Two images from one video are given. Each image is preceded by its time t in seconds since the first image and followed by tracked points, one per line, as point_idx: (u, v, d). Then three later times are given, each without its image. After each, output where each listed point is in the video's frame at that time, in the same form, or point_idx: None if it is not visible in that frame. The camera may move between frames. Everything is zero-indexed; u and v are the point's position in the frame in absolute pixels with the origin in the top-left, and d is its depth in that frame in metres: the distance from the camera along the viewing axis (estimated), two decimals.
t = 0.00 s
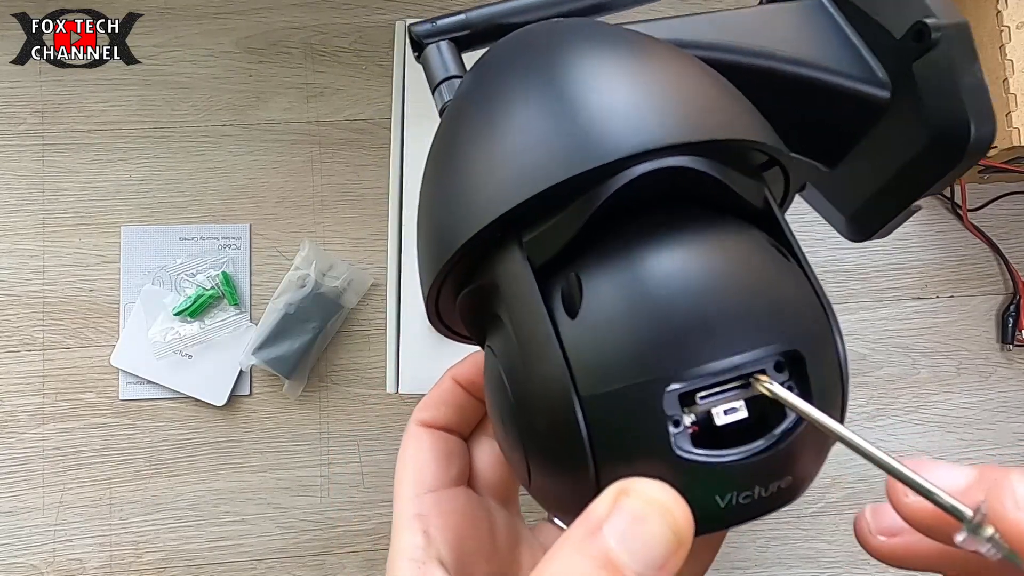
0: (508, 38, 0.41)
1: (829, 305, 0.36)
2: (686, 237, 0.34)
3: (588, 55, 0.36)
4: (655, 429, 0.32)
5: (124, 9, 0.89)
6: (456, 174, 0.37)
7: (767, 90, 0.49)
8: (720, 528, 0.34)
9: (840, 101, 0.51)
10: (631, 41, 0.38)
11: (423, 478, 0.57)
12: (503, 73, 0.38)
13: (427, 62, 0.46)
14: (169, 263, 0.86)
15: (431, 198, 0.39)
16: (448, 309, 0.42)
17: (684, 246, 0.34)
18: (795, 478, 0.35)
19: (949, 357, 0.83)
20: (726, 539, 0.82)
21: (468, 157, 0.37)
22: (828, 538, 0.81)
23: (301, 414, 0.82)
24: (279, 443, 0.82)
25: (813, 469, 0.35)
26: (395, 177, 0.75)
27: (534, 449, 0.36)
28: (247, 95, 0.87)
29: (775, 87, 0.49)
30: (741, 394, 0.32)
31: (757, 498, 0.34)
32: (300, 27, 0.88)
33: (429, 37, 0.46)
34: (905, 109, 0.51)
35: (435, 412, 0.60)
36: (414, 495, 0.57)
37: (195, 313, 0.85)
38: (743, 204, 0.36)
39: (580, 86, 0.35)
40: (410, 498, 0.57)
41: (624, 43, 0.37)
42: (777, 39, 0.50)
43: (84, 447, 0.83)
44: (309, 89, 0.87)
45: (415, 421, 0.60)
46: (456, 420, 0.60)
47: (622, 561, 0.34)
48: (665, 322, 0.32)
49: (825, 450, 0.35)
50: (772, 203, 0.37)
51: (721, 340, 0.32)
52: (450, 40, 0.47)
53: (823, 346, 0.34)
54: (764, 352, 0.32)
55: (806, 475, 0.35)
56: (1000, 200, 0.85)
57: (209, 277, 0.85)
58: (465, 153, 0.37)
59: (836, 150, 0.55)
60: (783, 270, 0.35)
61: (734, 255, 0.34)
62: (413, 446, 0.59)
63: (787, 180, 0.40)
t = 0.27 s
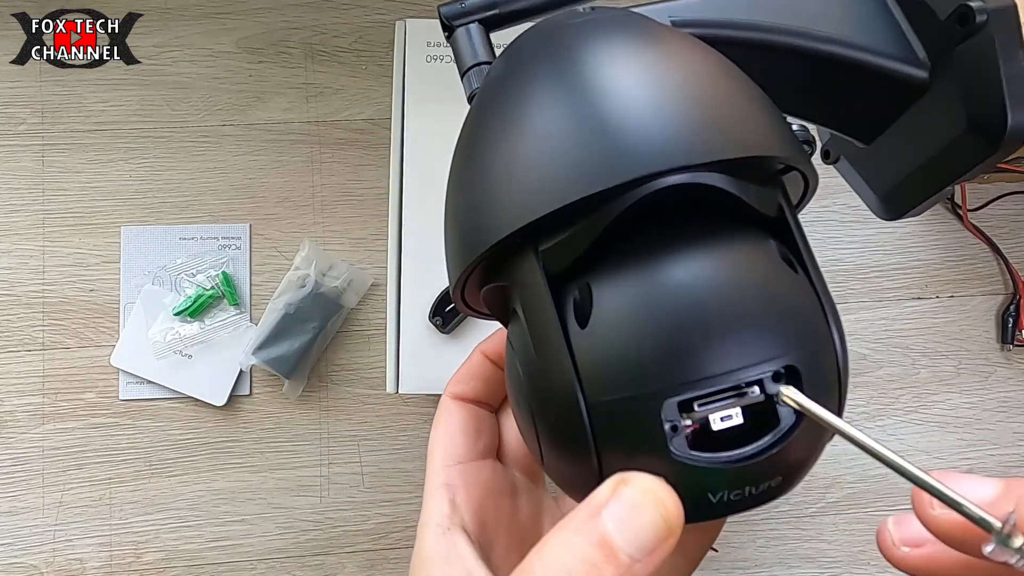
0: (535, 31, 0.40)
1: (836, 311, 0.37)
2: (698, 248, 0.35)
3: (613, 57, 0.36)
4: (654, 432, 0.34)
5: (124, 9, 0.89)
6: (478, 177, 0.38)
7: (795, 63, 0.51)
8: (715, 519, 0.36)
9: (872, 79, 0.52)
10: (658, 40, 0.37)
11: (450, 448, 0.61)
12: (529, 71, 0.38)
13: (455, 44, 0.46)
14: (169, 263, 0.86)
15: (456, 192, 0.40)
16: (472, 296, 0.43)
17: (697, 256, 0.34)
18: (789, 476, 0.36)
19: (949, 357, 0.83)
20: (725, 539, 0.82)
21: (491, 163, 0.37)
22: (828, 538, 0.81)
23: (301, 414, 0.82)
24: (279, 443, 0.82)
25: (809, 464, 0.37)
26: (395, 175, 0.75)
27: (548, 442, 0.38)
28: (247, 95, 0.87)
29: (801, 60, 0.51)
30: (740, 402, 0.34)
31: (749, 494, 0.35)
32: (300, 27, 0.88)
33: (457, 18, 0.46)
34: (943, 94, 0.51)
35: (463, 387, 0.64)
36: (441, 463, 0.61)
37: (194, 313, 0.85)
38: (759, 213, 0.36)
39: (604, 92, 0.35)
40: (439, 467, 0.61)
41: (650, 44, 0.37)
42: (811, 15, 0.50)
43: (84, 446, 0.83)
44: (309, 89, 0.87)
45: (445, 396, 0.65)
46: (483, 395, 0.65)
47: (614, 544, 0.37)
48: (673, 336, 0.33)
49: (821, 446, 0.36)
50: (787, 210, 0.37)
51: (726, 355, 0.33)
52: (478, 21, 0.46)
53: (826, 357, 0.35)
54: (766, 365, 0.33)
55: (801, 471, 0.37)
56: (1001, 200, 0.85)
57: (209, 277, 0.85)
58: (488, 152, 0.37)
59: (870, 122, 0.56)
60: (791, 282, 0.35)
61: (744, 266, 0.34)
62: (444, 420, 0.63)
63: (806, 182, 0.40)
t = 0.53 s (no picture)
0: (543, 30, 0.40)
1: (836, 312, 0.37)
2: (700, 250, 0.34)
3: (619, 57, 0.36)
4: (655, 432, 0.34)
5: (124, 9, 0.89)
6: (483, 176, 0.38)
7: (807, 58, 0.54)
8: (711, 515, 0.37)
9: (882, 75, 0.55)
10: (665, 41, 0.37)
11: (457, 442, 0.61)
12: (535, 70, 0.38)
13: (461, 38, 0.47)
14: (169, 263, 0.86)
15: (460, 189, 0.40)
16: (477, 293, 0.43)
17: (698, 258, 0.34)
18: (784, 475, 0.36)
19: (949, 357, 0.83)
20: (726, 539, 0.82)
21: (496, 163, 0.37)
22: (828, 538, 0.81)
23: (301, 414, 0.82)
24: (279, 443, 0.82)
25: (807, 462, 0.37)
26: (395, 175, 0.75)
27: (549, 439, 0.38)
28: (247, 95, 0.87)
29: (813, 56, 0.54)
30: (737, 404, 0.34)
31: (745, 492, 0.36)
32: (301, 27, 0.88)
33: (463, 14, 0.47)
34: (950, 92, 0.54)
35: (470, 382, 0.64)
36: (448, 457, 0.61)
37: (194, 313, 0.85)
38: (761, 215, 0.36)
39: (609, 93, 0.35)
40: (445, 461, 0.61)
41: (657, 44, 0.37)
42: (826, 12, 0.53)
43: (84, 446, 0.83)
44: (309, 89, 0.87)
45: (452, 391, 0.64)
46: (490, 389, 0.64)
47: (614, 536, 0.36)
48: (673, 338, 0.33)
49: (819, 445, 0.37)
50: (790, 211, 0.37)
51: (725, 357, 0.33)
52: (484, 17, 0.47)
53: (824, 359, 0.35)
54: (764, 366, 0.34)
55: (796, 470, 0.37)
56: (1001, 200, 0.85)
57: (209, 277, 0.85)
58: (493, 151, 0.37)
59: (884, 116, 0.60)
60: (792, 284, 0.35)
61: (744, 268, 0.34)
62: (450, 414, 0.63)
63: (812, 180, 0.40)
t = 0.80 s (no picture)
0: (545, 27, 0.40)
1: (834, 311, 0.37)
2: (698, 249, 0.34)
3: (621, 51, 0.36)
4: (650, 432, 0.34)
5: (124, 9, 0.89)
6: (481, 172, 0.37)
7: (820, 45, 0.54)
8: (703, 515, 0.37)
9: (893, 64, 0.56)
10: (667, 37, 0.37)
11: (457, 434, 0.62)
12: (538, 64, 0.37)
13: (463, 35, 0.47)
14: (169, 263, 0.86)
15: (459, 184, 0.40)
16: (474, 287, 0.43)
17: (698, 256, 0.34)
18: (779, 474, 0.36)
19: (949, 357, 0.83)
20: (726, 539, 0.82)
21: (494, 160, 0.37)
22: (828, 538, 0.81)
23: (301, 415, 0.82)
24: (279, 443, 0.82)
25: (801, 462, 0.37)
26: (395, 175, 0.75)
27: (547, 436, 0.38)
28: (247, 94, 0.87)
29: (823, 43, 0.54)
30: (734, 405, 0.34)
31: (739, 494, 0.36)
32: (300, 27, 0.88)
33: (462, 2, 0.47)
34: (961, 82, 0.55)
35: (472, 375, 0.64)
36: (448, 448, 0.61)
37: (195, 313, 0.85)
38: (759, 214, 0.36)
39: (611, 85, 0.35)
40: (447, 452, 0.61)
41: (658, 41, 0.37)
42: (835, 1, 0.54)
43: (84, 446, 0.83)
44: (309, 89, 0.87)
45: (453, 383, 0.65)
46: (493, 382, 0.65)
47: (605, 539, 0.37)
48: (672, 338, 0.33)
49: (814, 446, 0.37)
50: (789, 210, 0.37)
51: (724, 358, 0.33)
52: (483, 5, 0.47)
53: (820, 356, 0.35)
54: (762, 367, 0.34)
55: (791, 471, 0.37)
56: (1001, 200, 0.85)
57: (209, 277, 0.85)
58: (492, 148, 0.37)
59: (892, 108, 0.60)
60: (789, 285, 0.35)
61: (744, 268, 0.34)
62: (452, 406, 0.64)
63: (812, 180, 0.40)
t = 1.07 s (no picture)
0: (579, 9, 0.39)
1: (840, 323, 0.37)
2: (704, 257, 0.34)
3: (648, 49, 0.35)
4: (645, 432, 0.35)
5: (124, 9, 0.89)
6: (499, 161, 0.38)
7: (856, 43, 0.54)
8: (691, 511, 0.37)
9: (937, 70, 0.56)
10: (698, 36, 0.36)
11: (467, 408, 0.62)
12: (563, 54, 0.37)
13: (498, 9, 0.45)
14: (169, 263, 0.86)
15: (478, 169, 0.40)
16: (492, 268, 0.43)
17: (702, 264, 0.34)
18: (768, 479, 0.37)
19: (949, 357, 0.83)
20: (726, 539, 0.82)
21: (512, 151, 0.37)
22: (828, 538, 0.81)
23: (301, 415, 0.82)
24: (279, 443, 0.82)
25: (795, 466, 0.37)
26: (395, 175, 0.75)
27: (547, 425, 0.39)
28: (247, 95, 0.87)
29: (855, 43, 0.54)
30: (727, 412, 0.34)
31: (724, 496, 0.36)
32: (300, 27, 0.88)
33: None
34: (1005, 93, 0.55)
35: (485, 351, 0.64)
36: (458, 421, 0.62)
37: (194, 313, 0.85)
38: (768, 223, 0.36)
39: (632, 87, 0.34)
40: (456, 425, 0.62)
41: (688, 37, 0.36)
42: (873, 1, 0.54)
43: (84, 446, 0.83)
44: (309, 89, 0.87)
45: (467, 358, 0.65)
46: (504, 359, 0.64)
47: (588, 524, 0.38)
48: (673, 346, 0.33)
49: (806, 452, 0.37)
50: (806, 220, 0.36)
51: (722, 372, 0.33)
52: None
53: (822, 372, 0.35)
54: (758, 379, 0.34)
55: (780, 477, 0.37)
56: (1001, 200, 0.85)
57: (209, 277, 0.85)
58: (511, 138, 0.37)
59: (927, 114, 0.62)
60: (795, 298, 0.35)
61: (747, 278, 0.34)
62: (465, 379, 0.64)
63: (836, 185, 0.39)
